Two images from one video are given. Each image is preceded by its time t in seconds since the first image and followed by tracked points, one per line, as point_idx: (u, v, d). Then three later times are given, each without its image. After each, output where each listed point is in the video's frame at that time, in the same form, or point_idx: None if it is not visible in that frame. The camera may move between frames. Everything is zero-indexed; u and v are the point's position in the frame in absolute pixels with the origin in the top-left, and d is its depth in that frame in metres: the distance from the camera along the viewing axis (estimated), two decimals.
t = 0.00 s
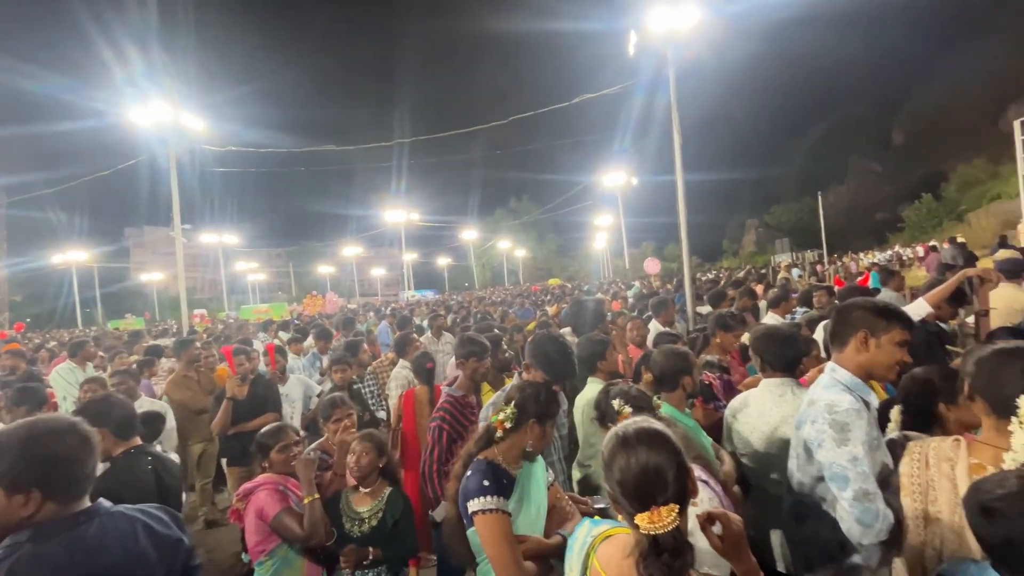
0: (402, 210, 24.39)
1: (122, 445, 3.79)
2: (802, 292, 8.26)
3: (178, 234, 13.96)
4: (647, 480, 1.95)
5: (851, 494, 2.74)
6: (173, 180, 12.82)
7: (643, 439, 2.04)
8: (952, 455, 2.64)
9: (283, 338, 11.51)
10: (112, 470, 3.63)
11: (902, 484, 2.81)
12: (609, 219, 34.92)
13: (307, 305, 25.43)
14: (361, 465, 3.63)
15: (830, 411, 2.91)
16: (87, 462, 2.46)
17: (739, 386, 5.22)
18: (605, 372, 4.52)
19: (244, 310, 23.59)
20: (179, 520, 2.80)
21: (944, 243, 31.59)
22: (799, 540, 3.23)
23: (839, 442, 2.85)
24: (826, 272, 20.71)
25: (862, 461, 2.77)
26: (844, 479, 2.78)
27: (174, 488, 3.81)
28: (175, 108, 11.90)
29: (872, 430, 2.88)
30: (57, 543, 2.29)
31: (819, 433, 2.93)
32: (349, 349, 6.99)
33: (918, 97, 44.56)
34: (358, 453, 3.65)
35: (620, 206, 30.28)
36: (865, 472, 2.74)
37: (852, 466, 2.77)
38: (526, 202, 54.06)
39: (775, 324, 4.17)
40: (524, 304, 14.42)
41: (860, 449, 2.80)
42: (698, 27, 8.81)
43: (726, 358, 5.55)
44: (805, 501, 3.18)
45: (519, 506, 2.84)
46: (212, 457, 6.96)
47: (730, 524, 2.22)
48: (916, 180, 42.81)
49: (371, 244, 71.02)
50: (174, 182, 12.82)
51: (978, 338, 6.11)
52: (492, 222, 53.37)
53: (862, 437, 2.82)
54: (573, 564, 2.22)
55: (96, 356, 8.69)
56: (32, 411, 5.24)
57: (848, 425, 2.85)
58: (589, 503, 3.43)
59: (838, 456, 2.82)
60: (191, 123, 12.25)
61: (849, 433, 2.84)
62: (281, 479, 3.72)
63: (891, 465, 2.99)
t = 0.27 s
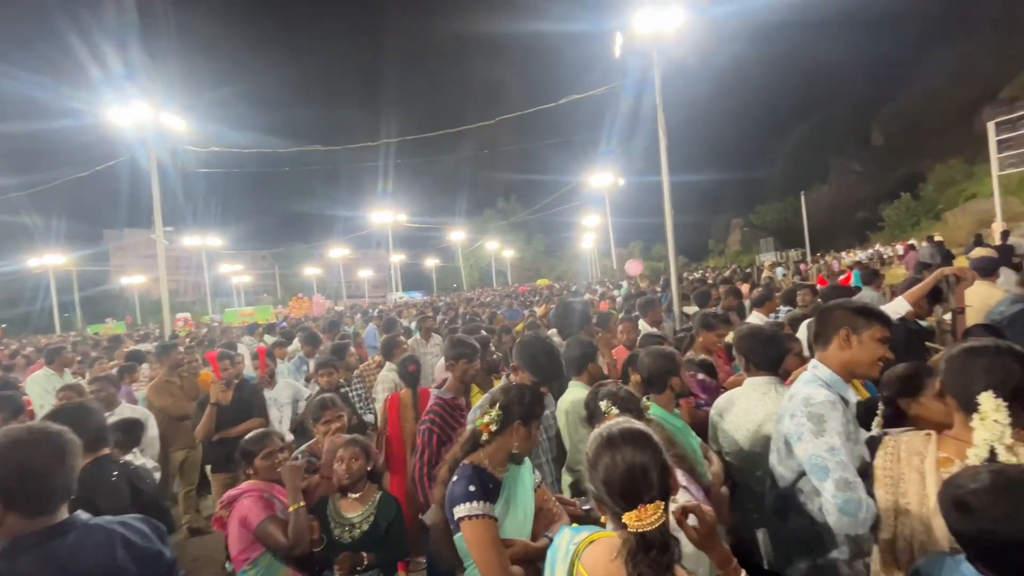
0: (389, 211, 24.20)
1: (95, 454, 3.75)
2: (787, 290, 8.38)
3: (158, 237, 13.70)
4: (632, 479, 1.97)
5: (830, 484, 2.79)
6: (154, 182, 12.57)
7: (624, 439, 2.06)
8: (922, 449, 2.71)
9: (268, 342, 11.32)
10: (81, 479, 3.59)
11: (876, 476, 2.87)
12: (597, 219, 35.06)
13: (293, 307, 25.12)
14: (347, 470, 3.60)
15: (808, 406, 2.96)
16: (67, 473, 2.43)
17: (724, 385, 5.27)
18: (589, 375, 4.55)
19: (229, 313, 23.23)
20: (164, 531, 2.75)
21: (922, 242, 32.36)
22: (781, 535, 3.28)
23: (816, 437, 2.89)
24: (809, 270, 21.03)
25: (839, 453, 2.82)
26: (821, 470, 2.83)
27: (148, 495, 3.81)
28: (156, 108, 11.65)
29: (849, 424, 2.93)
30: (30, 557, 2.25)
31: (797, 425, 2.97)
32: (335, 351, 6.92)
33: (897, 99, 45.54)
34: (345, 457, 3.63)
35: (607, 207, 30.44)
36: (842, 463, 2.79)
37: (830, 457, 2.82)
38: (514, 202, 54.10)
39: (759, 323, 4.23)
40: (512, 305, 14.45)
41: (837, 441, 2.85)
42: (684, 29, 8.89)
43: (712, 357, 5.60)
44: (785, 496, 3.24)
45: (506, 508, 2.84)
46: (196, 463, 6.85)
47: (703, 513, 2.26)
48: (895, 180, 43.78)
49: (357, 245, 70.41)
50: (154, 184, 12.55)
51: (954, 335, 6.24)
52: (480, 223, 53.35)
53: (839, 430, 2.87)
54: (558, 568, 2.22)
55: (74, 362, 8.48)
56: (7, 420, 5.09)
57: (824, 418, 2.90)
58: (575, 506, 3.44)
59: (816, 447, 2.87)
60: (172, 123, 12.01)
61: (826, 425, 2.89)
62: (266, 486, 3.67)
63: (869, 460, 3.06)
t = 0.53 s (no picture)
0: (380, 214, 24.12)
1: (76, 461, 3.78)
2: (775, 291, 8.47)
3: (146, 243, 13.54)
4: (629, 482, 1.98)
5: (819, 486, 2.83)
6: (140, 186, 12.42)
7: (618, 443, 2.07)
8: (906, 447, 2.74)
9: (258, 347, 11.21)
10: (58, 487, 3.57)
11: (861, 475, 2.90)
12: (588, 221, 35.21)
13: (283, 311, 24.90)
14: (337, 476, 3.58)
15: (797, 407, 2.99)
16: (64, 481, 2.42)
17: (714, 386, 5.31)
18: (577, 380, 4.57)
19: (218, 318, 22.97)
20: (154, 549, 2.69)
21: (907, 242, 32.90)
22: (770, 535, 3.31)
23: (805, 438, 2.92)
24: (798, 271, 21.26)
25: (827, 454, 2.85)
26: (810, 472, 2.86)
27: (125, 503, 3.73)
28: (142, 110, 11.53)
29: (836, 425, 2.96)
30: (16, 568, 2.22)
31: (785, 426, 3.00)
32: (325, 356, 6.87)
33: (881, 101, 46.34)
34: (335, 463, 3.60)
35: (598, 208, 30.56)
36: (830, 464, 2.83)
37: (817, 460, 2.85)
38: (505, 204, 54.19)
39: (747, 324, 4.27)
40: (504, 308, 14.45)
41: (824, 442, 2.88)
42: (672, 34, 8.99)
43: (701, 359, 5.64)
44: (774, 496, 3.27)
45: (498, 513, 2.83)
46: (184, 471, 6.76)
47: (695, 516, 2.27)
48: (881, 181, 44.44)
49: (348, 247, 70.04)
50: (141, 188, 12.40)
51: (938, 335, 6.33)
52: (472, 225, 53.29)
53: (827, 432, 2.91)
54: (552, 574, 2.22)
55: (59, 369, 8.32)
56: None
57: (813, 420, 2.93)
58: (567, 509, 3.44)
59: (805, 449, 2.90)
60: (159, 126, 11.88)
61: (815, 427, 2.93)
62: (254, 493, 3.63)
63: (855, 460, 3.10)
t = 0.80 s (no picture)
0: (370, 217, 24.02)
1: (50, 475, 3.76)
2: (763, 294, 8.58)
3: (131, 248, 13.35)
4: (628, 492, 1.99)
5: (809, 493, 2.87)
6: (124, 190, 12.24)
7: (615, 452, 2.09)
8: (892, 449, 2.78)
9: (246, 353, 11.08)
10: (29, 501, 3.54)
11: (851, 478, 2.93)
12: (578, 224, 35.36)
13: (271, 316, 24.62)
14: (327, 485, 3.55)
15: (788, 414, 3.02)
16: (77, 491, 2.42)
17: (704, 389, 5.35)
18: (563, 386, 4.59)
19: (205, 323, 22.67)
20: (159, 563, 2.65)
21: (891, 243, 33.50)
22: (761, 539, 3.33)
23: (795, 445, 2.96)
24: (786, 273, 21.54)
25: (818, 462, 2.89)
26: (800, 480, 2.90)
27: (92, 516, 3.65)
28: (127, 113, 11.39)
29: (826, 431, 3.00)
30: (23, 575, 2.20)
31: (777, 433, 3.03)
32: (314, 362, 6.81)
33: (864, 106, 47.27)
34: (325, 471, 3.57)
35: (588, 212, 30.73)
36: (820, 473, 2.86)
37: (807, 467, 2.89)
38: (496, 208, 54.28)
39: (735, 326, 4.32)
40: (495, 311, 14.46)
41: (816, 451, 2.92)
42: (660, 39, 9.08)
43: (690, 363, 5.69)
44: (764, 501, 3.29)
45: (489, 520, 2.83)
46: (169, 481, 6.64)
47: (695, 526, 2.27)
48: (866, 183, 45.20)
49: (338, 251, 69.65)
50: (126, 192, 12.23)
51: (921, 336, 6.46)
52: (462, 228, 53.25)
53: (818, 440, 2.94)
54: None
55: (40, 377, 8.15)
56: None
57: (804, 427, 2.96)
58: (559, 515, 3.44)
59: (795, 457, 2.93)
60: (144, 130, 11.74)
61: (806, 434, 2.96)
62: (241, 505, 3.61)
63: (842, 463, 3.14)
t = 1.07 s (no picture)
0: (357, 222, 23.87)
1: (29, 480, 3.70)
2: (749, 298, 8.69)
3: (113, 255, 13.09)
4: (620, 504, 1.99)
5: (800, 510, 2.89)
6: (106, 195, 12.01)
7: (606, 465, 2.09)
8: (879, 454, 2.82)
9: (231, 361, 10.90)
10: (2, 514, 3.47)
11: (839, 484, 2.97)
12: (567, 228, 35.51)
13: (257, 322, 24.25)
14: (314, 497, 3.50)
15: (777, 430, 3.05)
16: (91, 499, 2.39)
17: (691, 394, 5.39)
18: (549, 392, 4.59)
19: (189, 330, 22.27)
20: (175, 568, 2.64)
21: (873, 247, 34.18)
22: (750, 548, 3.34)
23: (785, 461, 2.99)
24: (771, 277, 21.84)
25: (807, 478, 2.92)
26: (790, 496, 2.92)
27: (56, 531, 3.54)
28: (108, 117, 11.19)
29: (813, 444, 3.05)
30: None
31: (766, 449, 3.06)
32: (299, 370, 6.72)
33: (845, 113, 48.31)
34: (311, 482, 3.52)
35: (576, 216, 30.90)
36: (811, 489, 2.90)
37: (798, 484, 2.92)
38: (484, 213, 54.31)
39: (720, 333, 4.37)
40: (484, 316, 14.44)
41: (805, 466, 2.95)
42: (646, 46, 9.18)
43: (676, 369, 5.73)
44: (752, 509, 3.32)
45: (480, 530, 2.81)
46: (152, 493, 6.48)
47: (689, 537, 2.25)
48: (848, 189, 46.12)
49: (325, 256, 69.06)
50: (107, 197, 11.99)
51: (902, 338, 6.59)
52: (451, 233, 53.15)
53: (807, 454, 2.98)
54: None
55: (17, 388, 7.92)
56: None
57: (793, 443, 2.99)
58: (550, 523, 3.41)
59: (785, 473, 2.96)
60: (126, 134, 11.56)
61: (795, 451, 2.99)
62: (222, 518, 3.57)
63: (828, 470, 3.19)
